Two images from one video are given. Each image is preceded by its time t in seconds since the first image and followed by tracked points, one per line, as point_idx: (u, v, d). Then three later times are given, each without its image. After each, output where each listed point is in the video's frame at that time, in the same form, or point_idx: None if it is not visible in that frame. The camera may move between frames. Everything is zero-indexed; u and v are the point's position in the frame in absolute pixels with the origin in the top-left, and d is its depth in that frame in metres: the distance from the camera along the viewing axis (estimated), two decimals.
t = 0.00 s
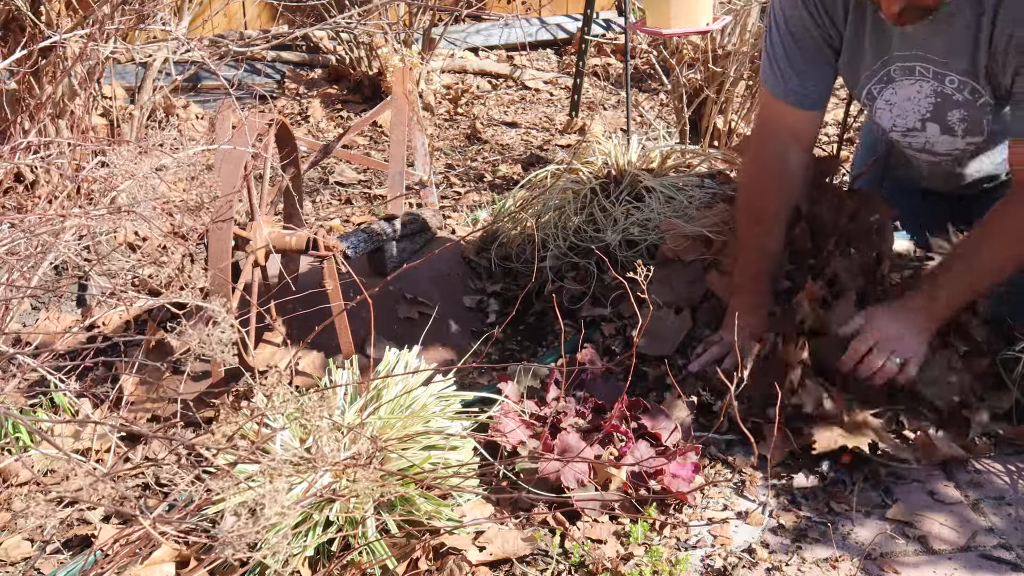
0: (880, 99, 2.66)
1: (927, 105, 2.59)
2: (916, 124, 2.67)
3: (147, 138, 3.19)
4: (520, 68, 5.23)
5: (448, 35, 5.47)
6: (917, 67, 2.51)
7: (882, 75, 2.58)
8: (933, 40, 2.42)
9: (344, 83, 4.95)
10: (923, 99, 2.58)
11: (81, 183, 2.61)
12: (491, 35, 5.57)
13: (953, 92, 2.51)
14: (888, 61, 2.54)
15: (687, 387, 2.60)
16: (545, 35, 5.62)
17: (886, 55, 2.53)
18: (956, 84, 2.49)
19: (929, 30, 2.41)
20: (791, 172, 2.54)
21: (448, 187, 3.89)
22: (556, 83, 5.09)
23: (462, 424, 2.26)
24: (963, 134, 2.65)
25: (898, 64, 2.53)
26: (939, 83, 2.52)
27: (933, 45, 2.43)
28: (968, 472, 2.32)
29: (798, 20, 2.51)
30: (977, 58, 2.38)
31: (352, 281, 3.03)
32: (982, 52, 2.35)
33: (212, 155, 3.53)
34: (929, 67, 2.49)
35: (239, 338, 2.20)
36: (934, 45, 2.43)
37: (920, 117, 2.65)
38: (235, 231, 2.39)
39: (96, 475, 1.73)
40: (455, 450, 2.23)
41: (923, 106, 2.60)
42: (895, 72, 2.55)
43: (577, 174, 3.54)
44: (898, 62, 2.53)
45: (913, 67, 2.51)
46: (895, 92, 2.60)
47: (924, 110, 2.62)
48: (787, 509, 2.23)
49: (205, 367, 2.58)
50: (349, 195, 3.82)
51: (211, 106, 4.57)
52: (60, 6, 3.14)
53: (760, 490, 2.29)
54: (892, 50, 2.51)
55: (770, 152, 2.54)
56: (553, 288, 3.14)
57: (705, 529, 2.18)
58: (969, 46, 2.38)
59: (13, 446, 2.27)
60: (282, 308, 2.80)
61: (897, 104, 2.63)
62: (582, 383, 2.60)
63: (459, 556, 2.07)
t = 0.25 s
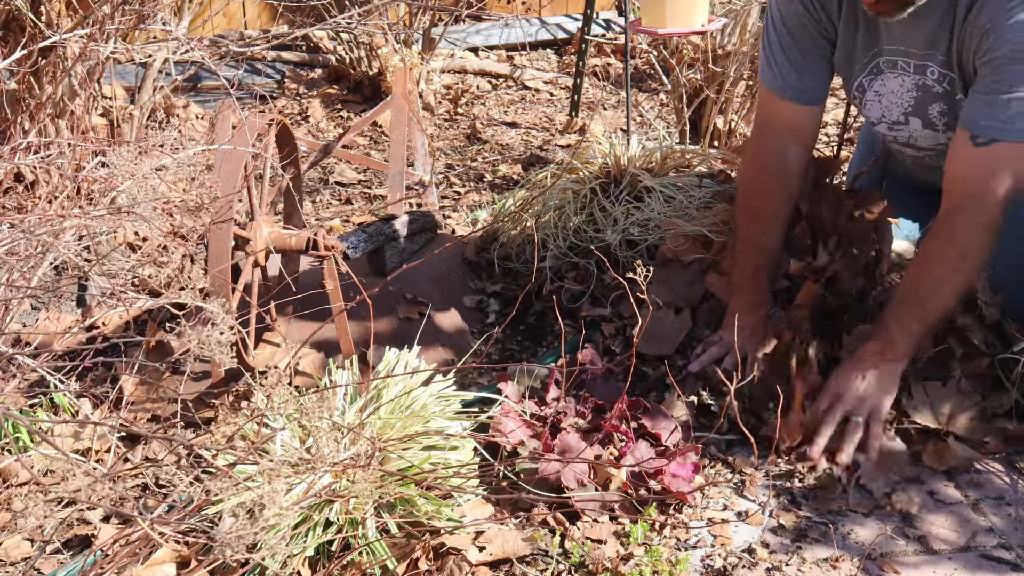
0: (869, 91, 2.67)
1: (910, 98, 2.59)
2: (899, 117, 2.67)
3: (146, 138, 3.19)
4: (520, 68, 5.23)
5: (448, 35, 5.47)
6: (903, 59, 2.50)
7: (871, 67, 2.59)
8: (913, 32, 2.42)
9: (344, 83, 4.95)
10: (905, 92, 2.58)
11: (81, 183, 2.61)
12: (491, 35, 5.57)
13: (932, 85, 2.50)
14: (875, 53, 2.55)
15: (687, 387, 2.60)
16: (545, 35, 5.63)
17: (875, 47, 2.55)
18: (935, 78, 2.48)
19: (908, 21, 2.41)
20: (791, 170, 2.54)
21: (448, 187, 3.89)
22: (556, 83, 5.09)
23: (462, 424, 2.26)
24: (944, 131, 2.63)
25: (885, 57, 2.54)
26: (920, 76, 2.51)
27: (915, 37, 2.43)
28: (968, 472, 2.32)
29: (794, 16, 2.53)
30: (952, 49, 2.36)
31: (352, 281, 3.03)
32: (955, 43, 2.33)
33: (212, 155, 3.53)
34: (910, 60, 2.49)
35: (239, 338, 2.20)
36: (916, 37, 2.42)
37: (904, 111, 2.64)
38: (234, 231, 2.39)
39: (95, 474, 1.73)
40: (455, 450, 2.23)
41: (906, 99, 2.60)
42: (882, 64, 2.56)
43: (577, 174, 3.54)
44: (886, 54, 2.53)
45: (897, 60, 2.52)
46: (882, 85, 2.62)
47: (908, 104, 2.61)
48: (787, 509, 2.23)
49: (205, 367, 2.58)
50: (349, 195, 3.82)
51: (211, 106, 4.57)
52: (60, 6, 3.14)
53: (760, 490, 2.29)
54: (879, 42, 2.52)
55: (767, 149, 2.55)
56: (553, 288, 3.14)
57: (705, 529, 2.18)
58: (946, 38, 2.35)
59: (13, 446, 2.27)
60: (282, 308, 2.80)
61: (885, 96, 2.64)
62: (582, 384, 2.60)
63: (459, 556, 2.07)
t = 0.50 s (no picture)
0: (875, 71, 2.69)
1: (920, 72, 2.61)
2: (910, 94, 2.69)
3: (146, 138, 3.18)
4: (520, 68, 5.23)
5: (448, 35, 5.47)
6: (904, 34, 2.54)
7: (874, 48, 2.63)
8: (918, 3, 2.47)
9: (344, 83, 4.95)
10: (913, 68, 2.60)
11: (81, 183, 2.61)
12: (491, 36, 5.57)
13: (943, 54, 2.53)
14: (876, 34, 2.60)
15: (688, 388, 2.60)
16: (545, 35, 5.63)
17: (875, 29, 2.60)
18: (947, 47, 2.51)
19: None
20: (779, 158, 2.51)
21: (448, 187, 3.89)
22: (556, 83, 5.09)
23: (463, 424, 2.26)
24: (957, 100, 2.67)
25: (886, 37, 2.58)
26: (929, 47, 2.54)
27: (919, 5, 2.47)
28: (968, 471, 2.31)
29: (788, 6, 2.46)
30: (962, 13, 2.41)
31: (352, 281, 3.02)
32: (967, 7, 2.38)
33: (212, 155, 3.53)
34: (915, 31, 2.52)
35: (239, 339, 2.20)
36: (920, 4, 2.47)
37: (914, 86, 2.67)
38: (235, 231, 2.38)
39: (95, 474, 1.73)
40: (455, 450, 2.23)
41: (915, 74, 2.62)
42: (885, 42, 2.60)
43: (577, 174, 3.54)
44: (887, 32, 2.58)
45: (902, 36, 2.55)
46: (885, 66, 2.65)
47: (916, 78, 2.64)
48: (787, 509, 2.23)
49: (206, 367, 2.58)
50: (349, 195, 3.82)
51: (211, 106, 4.57)
52: (61, 6, 3.14)
53: (760, 489, 2.29)
54: (881, 21, 2.57)
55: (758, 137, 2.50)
56: (553, 288, 3.14)
57: (705, 529, 2.18)
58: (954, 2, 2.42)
59: (12, 447, 2.27)
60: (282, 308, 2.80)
61: (891, 74, 2.67)
62: (582, 384, 2.60)
63: (459, 556, 2.07)
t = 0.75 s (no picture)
0: (871, 49, 2.66)
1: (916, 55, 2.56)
2: (905, 75, 2.64)
3: (146, 137, 3.19)
4: (520, 68, 5.23)
5: (448, 35, 5.46)
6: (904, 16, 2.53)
7: (873, 27, 2.62)
8: None
9: (344, 83, 4.95)
10: (912, 48, 2.56)
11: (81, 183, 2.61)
12: (491, 36, 5.57)
13: (942, 36, 2.47)
14: (877, 11, 2.59)
15: (688, 388, 2.60)
16: (545, 35, 5.63)
17: (878, 5, 2.59)
18: (948, 31, 2.46)
19: None
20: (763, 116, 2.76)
21: (448, 186, 3.89)
22: (556, 83, 5.09)
23: (463, 424, 2.26)
24: (951, 86, 2.58)
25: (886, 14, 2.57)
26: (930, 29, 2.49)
27: None
28: (968, 472, 2.31)
29: None
30: None
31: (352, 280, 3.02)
32: None
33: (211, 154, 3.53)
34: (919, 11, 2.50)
35: (239, 339, 2.20)
36: None
37: (910, 67, 2.61)
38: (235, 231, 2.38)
39: (96, 474, 1.73)
40: (455, 450, 2.23)
41: (912, 55, 2.57)
42: (884, 20, 2.58)
43: (578, 174, 3.54)
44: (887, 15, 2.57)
45: (902, 16, 2.54)
46: (884, 45, 2.62)
47: (914, 60, 2.58)
48: (787, 509, 2.23)
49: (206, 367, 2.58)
50: (349, 195, 3.82)
51: (211, 106, 4.57)
52: (61, 6, 3.14)
53: (760, 490, 2.29)
54: None
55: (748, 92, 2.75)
56: (553, 288, 3.14)
57: (705, 529, 2.18)
58: None
59: (12, 447, 2.27)
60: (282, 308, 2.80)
61: (888, 55, 2.63)
62: (582, 384, 2.60)
63: (459, 556, 2.07)
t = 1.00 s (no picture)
0: (874, 52, 2.74)
1: (923, 51, 2.66)
2: (914, 73, 2.71)
3: (147, 137, 3.19)
4: (520, 68, 5.23)
5: (448, 35, 5.46)
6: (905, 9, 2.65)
7: (876, 28, 2.71)
8: None
9: (344, 83, 4.95)
10: (919, 45, 2.65)
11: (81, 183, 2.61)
12: (491, 36, 5.57)
13: (948, 31, 2.58)
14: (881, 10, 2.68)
15: (688, 388, 2.60)
16: (545, 35, 5.63)
17: (881, 7, 2.68)
18: (953, 25, 2.57)
19: None
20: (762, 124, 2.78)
21: (448, 187, 3.89)
22: (556, 83, 5.09)
23: (462, 424, 2.26)
24: (960, 81, 2.66)
25: (891, 14, 2.67)
26: (935, 25, 2.60)
27: None
28: (968, 472, 2.31)
29: None
30: None
31: (351, 280, 3.02)
32: None
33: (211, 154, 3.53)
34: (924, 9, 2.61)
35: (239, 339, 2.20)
36: None
37: (918, 65, 2.69)
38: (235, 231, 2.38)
39: (96, 474, 1.73)
40: (454, 450, 2.23)
41: (919, 51, 2.66)
42: (888, 22, 2.68)
43: (578, 173, 3.54)
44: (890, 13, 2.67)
45: (908, 15, 2.64)
46: (890, 45, 2.71)
47: (922, 57, 2.67)
48: (787, 509, 2.23)
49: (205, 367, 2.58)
50: (349, 195, 3.82)
51: (211, 106, 4.57)
52: (61, 6, 3.14)
53: (760, 489, 2.29)
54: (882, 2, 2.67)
55: (751, 108, 2.76)
56: (553, 288, 3.14)
57: (705, 529, 2.18)
58: None
59: (12, 447, 2.27)
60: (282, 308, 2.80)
61: (893, 55, 2.72)
62: (582, 384, 2.60)
63: (459, 556, 2.07)
